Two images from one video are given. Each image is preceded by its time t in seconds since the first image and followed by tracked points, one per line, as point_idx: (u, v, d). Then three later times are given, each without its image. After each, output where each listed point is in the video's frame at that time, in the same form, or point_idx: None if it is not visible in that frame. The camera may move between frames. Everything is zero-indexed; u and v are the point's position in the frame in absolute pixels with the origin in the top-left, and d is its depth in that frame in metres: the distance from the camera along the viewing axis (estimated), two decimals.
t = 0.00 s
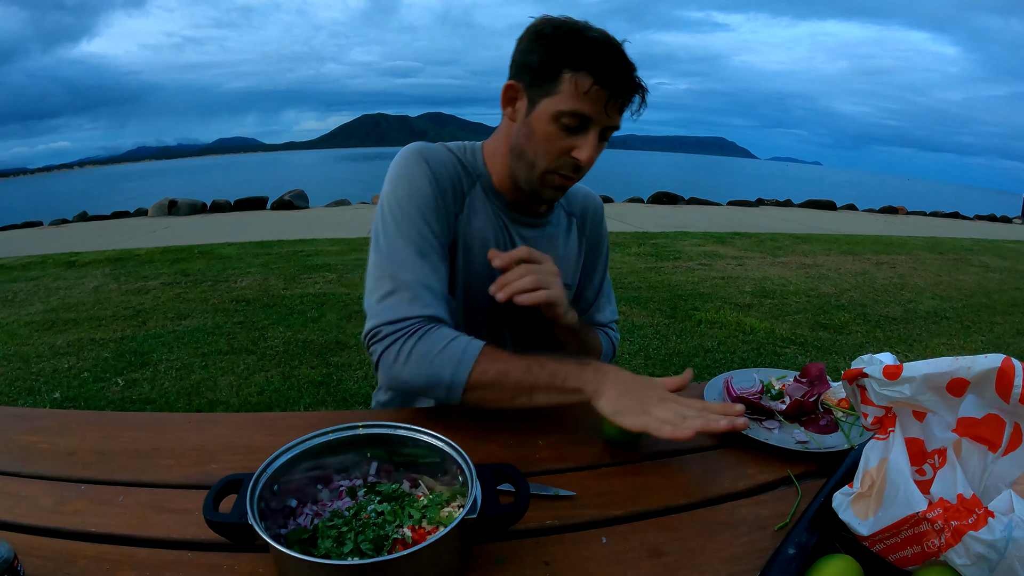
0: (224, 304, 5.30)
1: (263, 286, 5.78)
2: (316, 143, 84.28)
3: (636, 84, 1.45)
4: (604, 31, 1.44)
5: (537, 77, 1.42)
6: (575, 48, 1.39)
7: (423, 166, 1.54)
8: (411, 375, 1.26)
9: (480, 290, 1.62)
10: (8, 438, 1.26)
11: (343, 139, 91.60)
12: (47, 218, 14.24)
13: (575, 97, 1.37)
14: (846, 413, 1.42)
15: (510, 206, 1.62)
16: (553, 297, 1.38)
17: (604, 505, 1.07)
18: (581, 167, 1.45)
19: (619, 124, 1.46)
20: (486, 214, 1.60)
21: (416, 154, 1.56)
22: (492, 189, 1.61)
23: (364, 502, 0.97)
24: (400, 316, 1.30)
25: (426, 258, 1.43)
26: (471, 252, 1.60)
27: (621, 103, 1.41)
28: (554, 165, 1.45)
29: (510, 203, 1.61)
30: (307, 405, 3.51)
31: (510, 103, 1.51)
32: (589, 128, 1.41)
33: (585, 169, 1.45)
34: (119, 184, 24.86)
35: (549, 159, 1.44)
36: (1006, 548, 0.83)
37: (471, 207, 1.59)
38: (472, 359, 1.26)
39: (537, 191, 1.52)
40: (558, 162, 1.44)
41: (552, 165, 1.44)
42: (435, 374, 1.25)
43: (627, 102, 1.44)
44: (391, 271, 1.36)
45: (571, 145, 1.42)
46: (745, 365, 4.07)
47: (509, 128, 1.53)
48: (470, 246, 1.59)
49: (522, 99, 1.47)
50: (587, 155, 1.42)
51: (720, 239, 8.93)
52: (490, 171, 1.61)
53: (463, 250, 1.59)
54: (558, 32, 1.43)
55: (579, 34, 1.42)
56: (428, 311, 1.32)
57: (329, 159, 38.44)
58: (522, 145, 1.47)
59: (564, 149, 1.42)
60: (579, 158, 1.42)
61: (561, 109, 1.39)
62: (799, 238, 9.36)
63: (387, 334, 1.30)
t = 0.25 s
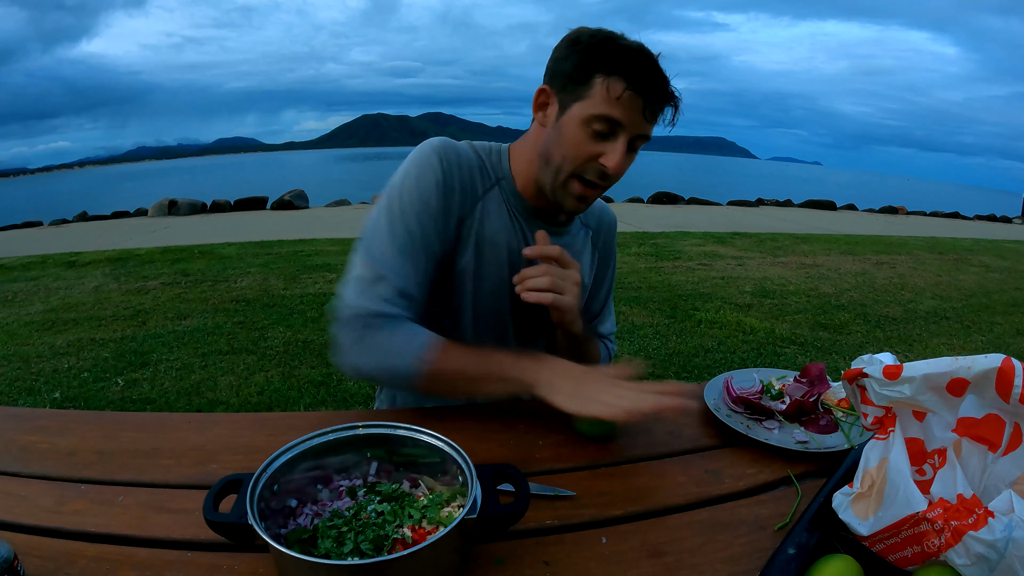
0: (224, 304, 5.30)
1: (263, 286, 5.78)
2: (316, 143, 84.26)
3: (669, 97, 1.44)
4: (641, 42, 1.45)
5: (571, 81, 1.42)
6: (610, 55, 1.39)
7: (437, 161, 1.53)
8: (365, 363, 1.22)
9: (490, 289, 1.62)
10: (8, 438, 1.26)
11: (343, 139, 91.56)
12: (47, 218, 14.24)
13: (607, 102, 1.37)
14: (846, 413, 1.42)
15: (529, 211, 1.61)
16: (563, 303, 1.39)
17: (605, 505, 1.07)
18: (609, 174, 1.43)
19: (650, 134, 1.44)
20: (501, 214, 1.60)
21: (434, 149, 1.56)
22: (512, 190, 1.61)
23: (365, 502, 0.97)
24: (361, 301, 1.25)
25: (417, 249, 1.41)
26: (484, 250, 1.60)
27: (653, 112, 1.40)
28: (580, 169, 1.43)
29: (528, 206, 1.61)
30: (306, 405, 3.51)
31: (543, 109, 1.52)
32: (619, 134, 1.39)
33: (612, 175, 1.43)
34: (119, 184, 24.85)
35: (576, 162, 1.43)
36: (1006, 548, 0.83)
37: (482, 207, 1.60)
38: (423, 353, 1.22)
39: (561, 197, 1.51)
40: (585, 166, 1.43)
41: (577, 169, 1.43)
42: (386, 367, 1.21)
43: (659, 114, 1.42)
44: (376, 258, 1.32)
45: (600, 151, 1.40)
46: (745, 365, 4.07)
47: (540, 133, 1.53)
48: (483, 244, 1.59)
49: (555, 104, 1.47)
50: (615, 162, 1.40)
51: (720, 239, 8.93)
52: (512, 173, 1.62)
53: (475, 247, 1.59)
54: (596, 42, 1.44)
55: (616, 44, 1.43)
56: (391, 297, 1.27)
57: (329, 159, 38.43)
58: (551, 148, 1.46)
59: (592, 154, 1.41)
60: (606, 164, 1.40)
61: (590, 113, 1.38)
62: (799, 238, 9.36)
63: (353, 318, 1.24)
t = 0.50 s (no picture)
0: (224, 304, 5.30)
1: (263, 286, 5.78)
2: (316, 143, 84.23)
3: (676, 95, 1.44)
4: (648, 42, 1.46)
5: (578, 82, 1.45)
6: (615, 54, 1.41)
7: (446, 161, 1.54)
8: (337, 341, 1.30)
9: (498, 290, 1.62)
10: (8, 438, 1.26)
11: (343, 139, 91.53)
12: (47, 218, 14.23)
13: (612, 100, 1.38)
14: (846, 413, 1.43)
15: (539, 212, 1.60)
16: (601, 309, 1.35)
17: (605, 505, 1.07)
18: (615, 172, 1.44)
19: (658, 133, 1.45)
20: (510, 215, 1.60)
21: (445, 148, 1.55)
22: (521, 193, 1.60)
23: (365, 502, 0.97)
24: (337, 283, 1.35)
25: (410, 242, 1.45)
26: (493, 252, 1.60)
27: (660, 110, 1.41)
28: (587, 167, 1.45)
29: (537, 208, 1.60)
30: (307, 405, 3.51)
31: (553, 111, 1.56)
32: (625, 132, 1.41)
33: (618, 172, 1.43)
34: (119, 184, 24.85)
35: (583, 160, 1.45)
36: (1006, 548, 0.83)
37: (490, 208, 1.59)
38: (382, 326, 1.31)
39: (570, 198, 1.51)
40: (591, 164, 1.44)
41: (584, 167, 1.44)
42: (356, 343, 1.29)
43: (667, 112, 1.43)
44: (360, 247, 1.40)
45: (606, 148, 1.42)
46: (745, 365, 4.06)
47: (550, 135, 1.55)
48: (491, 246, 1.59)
49: (564, 105, 1.50)
50: (621, 159, 1.41)
51: (720, 239, 8.93)
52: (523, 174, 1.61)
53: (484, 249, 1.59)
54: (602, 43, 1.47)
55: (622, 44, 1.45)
56: (361, 278, 1.35)
57: (329, 159, 38.42)
58: (559, 147, 1.48)
59: (598, 151, 1.43)
60: (612, 162, 1.42)
61: (596, 110, 1.41)
62: (799, 238, 9.35)
63: (326, 299, 1.34)
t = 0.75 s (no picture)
0: (224, 304, 5.30)
1: (263, 286, 5.78)
2: (316, 143, 84.03)
3: (668, 98, 1.45)
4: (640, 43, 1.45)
5: (571, 82, 1.45)
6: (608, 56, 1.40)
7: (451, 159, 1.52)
8: (401, 361, 1.23)
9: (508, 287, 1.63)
10: (8, 438, 1.26)
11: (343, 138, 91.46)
12: (47, 217, 14.23)
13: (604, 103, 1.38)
14: (846, 413, 1.43)
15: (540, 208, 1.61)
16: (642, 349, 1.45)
17: (605, 505, 1.07)
18: (605, 173, 1.46)
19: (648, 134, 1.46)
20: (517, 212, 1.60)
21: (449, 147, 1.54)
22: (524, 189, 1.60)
23: (365, 502, 0.97)
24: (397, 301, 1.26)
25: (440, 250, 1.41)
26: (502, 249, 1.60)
27: (651, 114, 1.41)
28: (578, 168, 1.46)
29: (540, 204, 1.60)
30: (307, 405, 3.51)
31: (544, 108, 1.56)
32: (616, 136, 1.42)
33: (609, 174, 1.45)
34: (119, 184, 24.84)
35: (573, 161, 1.46)
36: (1006, 548, 0.83)
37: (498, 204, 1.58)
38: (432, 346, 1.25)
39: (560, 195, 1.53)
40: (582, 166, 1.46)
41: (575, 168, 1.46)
42: (427, 364, 1.22)
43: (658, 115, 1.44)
44: (407, 261, 1.32)
45: (597, 150, 1.44)
46: (745, 365, 4.06)
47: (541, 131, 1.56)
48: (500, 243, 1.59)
49: (556, 104, 1.50)
50: (612, 162, 1.44)
51: (720, 239, 8.92)
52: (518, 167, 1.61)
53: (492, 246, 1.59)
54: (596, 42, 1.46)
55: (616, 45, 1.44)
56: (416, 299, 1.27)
57: (329, 159, 38.41)
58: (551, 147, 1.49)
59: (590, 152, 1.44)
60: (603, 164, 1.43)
61: (587, 114, 1.41)
62: (799, 238, 9.35)
63: (383, 320, 1.25)
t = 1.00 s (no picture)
0: (224, 304, 5.30)
1: (263, 286, 5.78)
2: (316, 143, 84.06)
3: (688, 127, 1.40)
4: (667, 67, 1.38)
5: (591, 102, 1.38)
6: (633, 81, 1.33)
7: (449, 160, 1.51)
8: (373, 361, 1.26)
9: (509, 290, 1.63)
10: (8, 438, 1.26)
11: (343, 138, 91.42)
12: (47, 217, 14.23)
13: (625, 134, 1.33)
14: (846, 413, 1.43)
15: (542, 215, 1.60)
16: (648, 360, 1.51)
17: (605, 505, 1.07)
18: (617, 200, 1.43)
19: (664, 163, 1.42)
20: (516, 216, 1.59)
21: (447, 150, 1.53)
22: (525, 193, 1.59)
23: (365, 502, 0.97)
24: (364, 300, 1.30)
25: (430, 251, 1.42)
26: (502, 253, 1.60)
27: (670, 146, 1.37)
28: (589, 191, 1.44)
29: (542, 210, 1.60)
30: (307, 405, 3.51)
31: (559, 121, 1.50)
32: (633, 166, 1.38)
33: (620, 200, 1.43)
34: (119, 184, 24.84)
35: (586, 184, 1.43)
36: (1006, 548, 0.83)
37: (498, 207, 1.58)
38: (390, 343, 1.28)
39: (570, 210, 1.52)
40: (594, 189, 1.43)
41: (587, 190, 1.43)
42: (396, 364, 1.25)
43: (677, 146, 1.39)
44: (380, 262, 1.34)
45: (612, 177, 1.40)
46: (745, 365, 4.07)
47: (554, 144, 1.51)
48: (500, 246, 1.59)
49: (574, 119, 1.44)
50: (626, 192, 1.40)
51: (720, 239, 8.93)
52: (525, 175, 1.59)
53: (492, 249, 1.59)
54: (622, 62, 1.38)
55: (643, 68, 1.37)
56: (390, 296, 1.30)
57: (329, 159, 38.41)
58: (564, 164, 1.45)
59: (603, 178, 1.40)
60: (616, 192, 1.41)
61: (605, 139, 1.36)
62: (799, 238, 9.35)
63: (358, 318, 1.28)
